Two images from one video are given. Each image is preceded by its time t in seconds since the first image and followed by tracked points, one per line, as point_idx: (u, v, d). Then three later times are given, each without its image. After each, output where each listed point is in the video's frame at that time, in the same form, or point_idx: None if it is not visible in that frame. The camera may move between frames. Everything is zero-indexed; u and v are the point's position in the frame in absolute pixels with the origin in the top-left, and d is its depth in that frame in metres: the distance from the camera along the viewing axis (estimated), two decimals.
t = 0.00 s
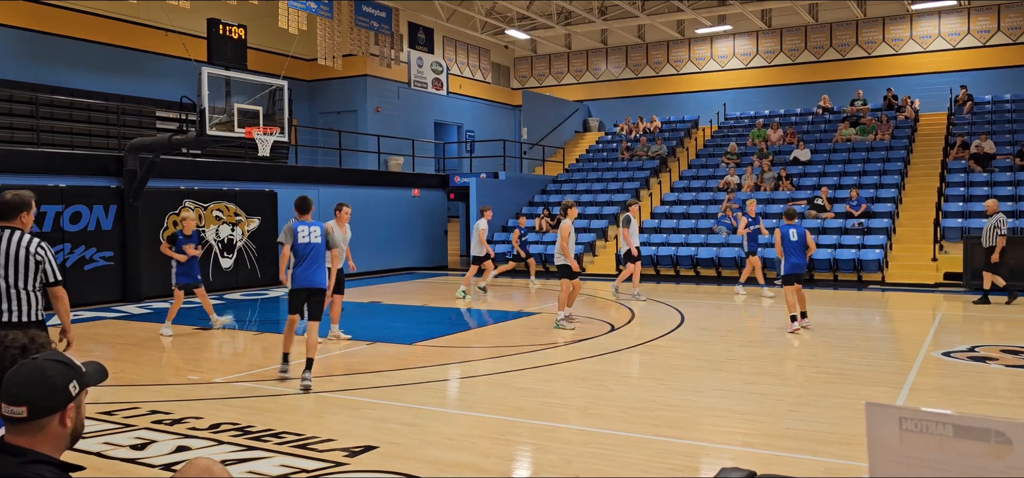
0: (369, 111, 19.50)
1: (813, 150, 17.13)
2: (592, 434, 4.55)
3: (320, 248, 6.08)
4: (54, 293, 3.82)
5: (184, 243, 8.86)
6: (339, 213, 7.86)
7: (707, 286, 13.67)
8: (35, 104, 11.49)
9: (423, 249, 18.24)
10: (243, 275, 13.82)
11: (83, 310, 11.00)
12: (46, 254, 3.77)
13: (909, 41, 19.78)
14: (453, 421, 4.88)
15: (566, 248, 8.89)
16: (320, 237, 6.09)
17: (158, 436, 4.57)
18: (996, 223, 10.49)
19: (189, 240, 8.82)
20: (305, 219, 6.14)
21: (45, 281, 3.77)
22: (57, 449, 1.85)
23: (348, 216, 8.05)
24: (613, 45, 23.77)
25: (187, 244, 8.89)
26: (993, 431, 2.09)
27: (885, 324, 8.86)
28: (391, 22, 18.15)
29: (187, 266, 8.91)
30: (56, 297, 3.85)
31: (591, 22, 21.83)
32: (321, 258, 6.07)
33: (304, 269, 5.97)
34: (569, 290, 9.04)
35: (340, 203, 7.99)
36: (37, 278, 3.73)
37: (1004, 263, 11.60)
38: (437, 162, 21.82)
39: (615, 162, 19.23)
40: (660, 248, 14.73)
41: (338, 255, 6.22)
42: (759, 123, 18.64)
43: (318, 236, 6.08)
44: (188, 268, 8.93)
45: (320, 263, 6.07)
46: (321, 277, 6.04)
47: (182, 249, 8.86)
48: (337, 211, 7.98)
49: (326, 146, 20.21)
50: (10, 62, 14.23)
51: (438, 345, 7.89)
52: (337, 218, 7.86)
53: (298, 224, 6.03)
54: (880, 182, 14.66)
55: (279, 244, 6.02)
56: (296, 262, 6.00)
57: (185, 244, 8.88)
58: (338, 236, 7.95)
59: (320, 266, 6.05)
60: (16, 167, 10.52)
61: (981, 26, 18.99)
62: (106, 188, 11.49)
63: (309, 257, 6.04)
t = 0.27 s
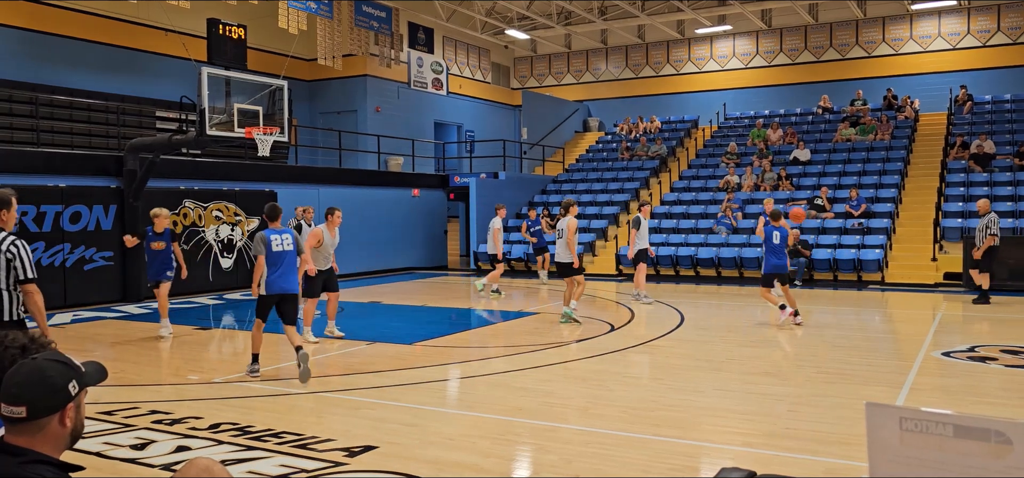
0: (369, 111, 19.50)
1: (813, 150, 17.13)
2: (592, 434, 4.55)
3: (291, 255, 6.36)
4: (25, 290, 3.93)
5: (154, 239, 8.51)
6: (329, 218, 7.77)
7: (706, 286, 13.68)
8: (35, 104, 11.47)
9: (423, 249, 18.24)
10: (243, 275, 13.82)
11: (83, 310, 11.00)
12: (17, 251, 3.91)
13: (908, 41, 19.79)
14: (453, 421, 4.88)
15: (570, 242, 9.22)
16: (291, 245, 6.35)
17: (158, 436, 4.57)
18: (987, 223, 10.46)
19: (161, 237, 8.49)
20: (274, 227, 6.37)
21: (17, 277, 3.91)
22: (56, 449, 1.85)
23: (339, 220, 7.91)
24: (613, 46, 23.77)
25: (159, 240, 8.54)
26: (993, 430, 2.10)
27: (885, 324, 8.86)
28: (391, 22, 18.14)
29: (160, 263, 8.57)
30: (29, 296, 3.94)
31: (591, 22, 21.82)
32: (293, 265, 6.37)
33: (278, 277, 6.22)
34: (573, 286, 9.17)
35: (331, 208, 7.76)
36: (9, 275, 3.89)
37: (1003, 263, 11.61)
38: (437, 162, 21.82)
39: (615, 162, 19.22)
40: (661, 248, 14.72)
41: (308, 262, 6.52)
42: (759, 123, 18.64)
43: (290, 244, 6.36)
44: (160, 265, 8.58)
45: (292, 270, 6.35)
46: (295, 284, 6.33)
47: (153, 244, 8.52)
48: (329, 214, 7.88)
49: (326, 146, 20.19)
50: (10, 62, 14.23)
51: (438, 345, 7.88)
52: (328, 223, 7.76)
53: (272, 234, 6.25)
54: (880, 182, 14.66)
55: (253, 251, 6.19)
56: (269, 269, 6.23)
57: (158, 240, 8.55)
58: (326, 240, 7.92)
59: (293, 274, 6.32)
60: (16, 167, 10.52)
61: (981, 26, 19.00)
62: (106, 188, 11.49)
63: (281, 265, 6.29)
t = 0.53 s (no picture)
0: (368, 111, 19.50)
1: (813, 150, 17.13)
2: (591, 434, 4.55)
3: (273, 247, 6.75)
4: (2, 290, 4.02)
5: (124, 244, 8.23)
6: (321, 221, 7.93)
7: (706, 286, 13.67)
8: (35, 103, 11.46)
9: (422, 249, 18.23)
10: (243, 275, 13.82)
11: (83, 310, 11.01)
12: None
13: (908, 41, 19.79)
14: (453, 421, 4.88)
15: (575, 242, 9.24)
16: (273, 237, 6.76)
17: (157, 435, 4.57)
18: (983, 223, 10.44)
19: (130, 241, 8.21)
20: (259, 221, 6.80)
21: None
22: (56, 449, 1.85)
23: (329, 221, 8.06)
24: (613, 46, 23.78)
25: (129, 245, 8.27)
26: (993, 431, 2.10)
27: (885, 324, 8.86)
28: (391, 22, 18.13)
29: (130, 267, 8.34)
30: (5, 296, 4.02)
31: (591, 22, 21.82)
32: (274, 256, 6.75)
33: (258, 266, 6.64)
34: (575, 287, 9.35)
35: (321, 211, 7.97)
36: None
37: (1003, 263, 11.62)
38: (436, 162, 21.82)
39: (615, 162, 19.22)
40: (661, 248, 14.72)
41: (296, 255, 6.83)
42: (758, 123, 18.65)
43: (272, 236, 6.75)
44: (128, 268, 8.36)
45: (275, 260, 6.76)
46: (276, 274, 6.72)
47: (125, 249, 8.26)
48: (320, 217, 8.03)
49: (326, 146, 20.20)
50: (9, 62, 14.22)
51: (438, 345, 7.88)
52: (319, 225, 7.96)
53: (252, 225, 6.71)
54: (880, 182, 14.67)
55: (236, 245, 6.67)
56: (251, 259, 6.70)
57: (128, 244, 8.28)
58: (320, 243, 8.01)
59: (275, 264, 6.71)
60: (16, 167, 10.51)
61: (980, 26, 19.00)
62: (106, 188, 11.49)
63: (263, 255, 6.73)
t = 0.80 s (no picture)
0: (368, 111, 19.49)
1: (812, 150, 17.13)
2: (591, 434, 4.55)
3: (269, 254, 7.02)
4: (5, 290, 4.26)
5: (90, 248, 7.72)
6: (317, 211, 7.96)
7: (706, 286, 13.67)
8: (35, 103, 11.45)
9: (422, 249, 18.22)
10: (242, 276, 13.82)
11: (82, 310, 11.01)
12: None
13: (907, 41, 19.80)
14: (453, 421, 4.88)
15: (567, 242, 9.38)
16: (269, 245, 7.00)
17: (157, 436, 4.57)
18: (980, 222, 10.44)
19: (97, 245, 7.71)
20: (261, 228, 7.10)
21: None
22: (55, 449, 1.85)
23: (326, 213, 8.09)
24: (612, 46, 23.78)
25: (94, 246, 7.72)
26: (992, 430, 2.09)
27: (885, 324, 8.87)
28: (390, 22, 18.13)
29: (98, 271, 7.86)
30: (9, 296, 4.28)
31: (590, 22, 21.83)
32: (269, 263, 7.02)
33: (251, 272, 6.95)
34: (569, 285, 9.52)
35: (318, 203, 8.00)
36: None
37: (1002, 263, 11.64)
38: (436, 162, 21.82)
39: (614, 162, 19.22)
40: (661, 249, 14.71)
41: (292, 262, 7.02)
42: (758, 123, 18.65)
43: (269, 244, 7.01)
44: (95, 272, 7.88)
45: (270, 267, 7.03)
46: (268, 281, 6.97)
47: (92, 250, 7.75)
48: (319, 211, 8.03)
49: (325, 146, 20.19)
50: (10, 62, 14.24)
51: (437, 345, 7.88)
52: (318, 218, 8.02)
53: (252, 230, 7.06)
54: (879, 182, 14.68)
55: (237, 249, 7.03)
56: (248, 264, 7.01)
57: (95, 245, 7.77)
58: (318, 233, 7.99)
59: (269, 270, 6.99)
60: (16, 167, 10.51)
61: (980, 26, 19.01)
62: (105, 188, 11.49)
63: (259, 261, 7.04)
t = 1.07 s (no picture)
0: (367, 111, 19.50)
1: (812, 150, 17.13)
2: (590, 434, 4.55)
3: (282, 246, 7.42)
4: (13, 292, 4.29)
5: (62, 253, 6.99)
6: (316, 219, 7.94)
7: (705, 286, 13.68)
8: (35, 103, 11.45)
9: (421, 249, 18.23)
10: (242, 276, 13.81)
11: (82, 310, 11.00)
12: None
13: (907, 41, 19.81)
14: (452, 421, 4.88)
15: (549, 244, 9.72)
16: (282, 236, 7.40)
17: (156, 436, 4.56)
18: (977, 222, 10.44)
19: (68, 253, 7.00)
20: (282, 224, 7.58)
21: None
22: (55, 450, 1.85)
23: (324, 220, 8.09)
24: (612, 46, 23.78)
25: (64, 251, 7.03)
26: (991, 430, 2.09)
27: (884, 324, 8.87)
28: (389, 23, 18.12)
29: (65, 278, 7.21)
30: (17, 297, 4.31)
31: (590, 22, 21.84)
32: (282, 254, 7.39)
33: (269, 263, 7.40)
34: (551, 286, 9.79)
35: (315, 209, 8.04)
36: None
37: (1002, 264, 11.66)
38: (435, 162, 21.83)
39: (614, 162, 19.22)
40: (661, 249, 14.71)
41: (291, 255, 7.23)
42: (757, 123, 18.65)
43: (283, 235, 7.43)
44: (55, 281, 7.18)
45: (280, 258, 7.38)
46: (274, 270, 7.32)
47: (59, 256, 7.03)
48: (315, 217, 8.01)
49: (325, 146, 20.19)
50: (10, 62, 14.24)
51: (436, 345, 7.88)
52: (314, 224, 7.99)
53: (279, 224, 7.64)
54: (878, 182, 14.70)
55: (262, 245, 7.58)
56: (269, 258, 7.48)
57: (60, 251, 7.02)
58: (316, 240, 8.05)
59: (276, 260, 7.35)
60: (16, 167, 10.52)
61: (979, 26, 19.03)
62: (105, 188, 11.48)
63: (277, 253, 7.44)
